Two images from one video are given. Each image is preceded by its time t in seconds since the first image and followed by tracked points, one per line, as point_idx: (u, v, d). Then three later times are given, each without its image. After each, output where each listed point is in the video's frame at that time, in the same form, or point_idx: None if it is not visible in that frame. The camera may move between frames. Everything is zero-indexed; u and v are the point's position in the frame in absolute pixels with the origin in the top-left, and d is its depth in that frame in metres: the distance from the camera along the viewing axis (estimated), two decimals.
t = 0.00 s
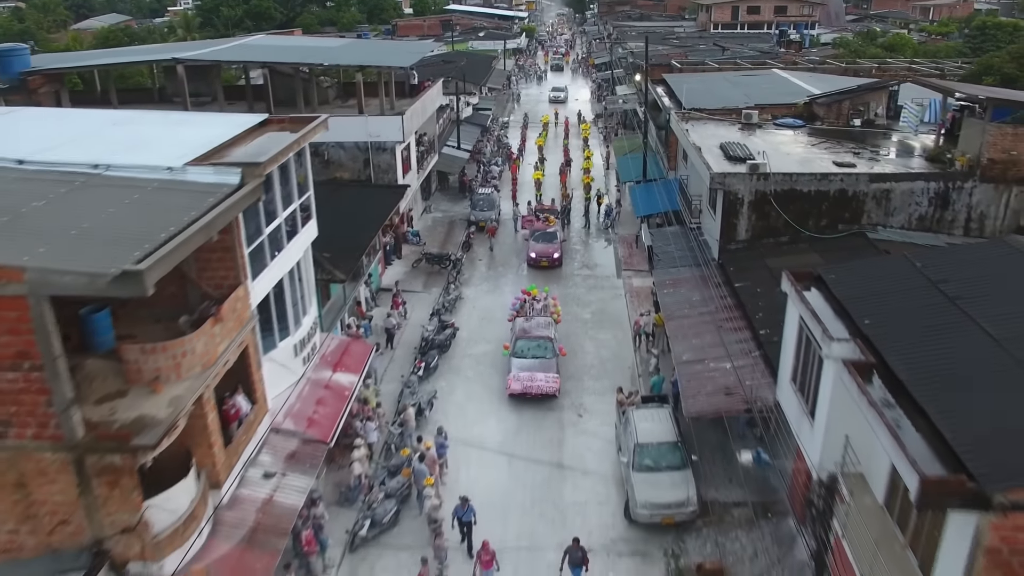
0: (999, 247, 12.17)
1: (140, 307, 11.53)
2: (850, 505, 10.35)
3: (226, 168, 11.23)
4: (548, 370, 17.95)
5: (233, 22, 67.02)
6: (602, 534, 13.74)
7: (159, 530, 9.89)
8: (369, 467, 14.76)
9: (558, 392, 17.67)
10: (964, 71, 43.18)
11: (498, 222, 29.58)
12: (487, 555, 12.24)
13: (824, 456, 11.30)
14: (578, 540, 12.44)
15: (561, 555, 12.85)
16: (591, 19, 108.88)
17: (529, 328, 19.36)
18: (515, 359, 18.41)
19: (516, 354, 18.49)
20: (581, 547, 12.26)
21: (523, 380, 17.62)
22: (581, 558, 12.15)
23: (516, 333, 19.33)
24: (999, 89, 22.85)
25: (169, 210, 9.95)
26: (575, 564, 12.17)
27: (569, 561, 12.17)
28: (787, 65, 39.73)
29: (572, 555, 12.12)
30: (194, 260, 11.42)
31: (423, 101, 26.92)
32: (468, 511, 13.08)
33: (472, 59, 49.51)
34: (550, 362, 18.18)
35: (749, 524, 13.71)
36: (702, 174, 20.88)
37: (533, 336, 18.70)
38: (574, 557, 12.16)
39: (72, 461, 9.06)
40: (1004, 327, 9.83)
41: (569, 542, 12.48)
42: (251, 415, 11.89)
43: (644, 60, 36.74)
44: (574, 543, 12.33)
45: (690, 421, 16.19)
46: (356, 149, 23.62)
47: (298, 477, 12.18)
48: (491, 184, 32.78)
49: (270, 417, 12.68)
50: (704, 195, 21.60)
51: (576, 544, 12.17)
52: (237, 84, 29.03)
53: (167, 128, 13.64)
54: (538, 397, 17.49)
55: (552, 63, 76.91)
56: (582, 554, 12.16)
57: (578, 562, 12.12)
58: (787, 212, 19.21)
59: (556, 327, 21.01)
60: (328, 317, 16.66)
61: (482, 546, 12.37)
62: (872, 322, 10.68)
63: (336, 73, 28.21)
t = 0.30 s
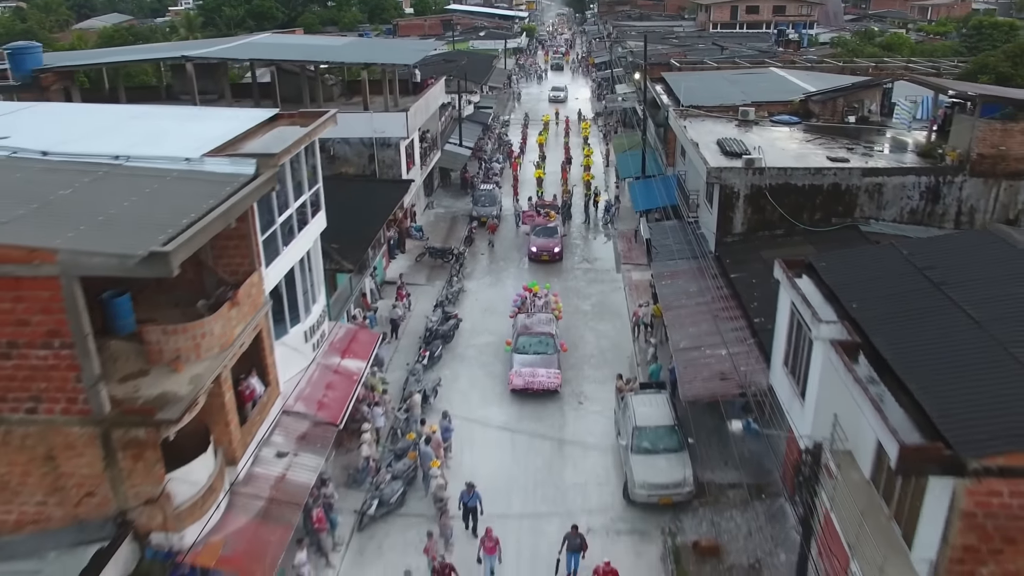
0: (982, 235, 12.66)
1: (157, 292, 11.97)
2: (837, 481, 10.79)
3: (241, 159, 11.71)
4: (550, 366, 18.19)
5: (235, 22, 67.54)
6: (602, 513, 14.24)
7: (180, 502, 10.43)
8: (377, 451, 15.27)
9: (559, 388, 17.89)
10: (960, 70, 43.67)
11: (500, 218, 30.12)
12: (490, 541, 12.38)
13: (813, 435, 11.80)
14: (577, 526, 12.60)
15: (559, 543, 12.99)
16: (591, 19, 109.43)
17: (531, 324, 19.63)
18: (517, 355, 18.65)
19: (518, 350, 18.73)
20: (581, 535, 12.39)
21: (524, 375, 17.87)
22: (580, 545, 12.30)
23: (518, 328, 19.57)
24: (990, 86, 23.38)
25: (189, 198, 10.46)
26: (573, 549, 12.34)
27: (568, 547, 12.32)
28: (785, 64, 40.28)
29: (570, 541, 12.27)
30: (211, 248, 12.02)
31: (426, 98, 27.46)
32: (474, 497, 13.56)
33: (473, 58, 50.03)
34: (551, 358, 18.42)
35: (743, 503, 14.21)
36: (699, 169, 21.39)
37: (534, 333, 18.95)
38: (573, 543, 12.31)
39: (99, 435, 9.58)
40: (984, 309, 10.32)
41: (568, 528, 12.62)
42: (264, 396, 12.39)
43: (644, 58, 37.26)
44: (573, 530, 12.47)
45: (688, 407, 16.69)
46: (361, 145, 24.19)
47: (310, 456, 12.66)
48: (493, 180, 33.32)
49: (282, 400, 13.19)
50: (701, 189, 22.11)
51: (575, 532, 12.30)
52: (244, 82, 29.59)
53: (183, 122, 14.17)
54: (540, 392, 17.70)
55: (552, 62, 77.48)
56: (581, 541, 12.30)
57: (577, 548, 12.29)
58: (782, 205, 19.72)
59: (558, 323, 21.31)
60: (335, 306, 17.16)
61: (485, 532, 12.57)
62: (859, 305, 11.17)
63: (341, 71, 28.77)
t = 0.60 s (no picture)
0: (967, 225, 13.17)
1: (174, 280, 12.49)
2: (826, 458, 11.29)
3: (256, 151, 12.21)
4: (551, 361, 18.34)
5: (236, 20, 67.99)
6: (601, 494, 14.74)
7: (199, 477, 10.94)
8: (383, 435, 15.76)
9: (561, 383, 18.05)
10: (955, 69, 44.18)
11: (501, 214, 30.63)
12: (491, 528, 12.57)
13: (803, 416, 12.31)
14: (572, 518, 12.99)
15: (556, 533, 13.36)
16: (590, 19, 109.97)
17: (533, 320, 19.76)
18: (519, 350, 18.78)
19: (521, 345, 18.88)
20: (576, 525, 12.80)
21: (526, 370, 18.04)
22: (575, 535, 12.67)
23: (520, 324, 19.69)
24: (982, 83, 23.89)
25: (207, 187, 10.96)
26: (569, 540, 12.70)
27: (563, 538, 12.70)
28: (783, 63, 40.82)
29: (566, 532, 12.65)
30: (226, 236, 12.47)
31: (429, 95, 28.00)
32: (475, 485, 13.76)
33: (475, 57, 50.52)
34: (553, 353, 18.57)
35: (738, 485, 14.70)
36: (697, 164, 21.91)
37: (536, 328, 19.08)
38: (568, 534, 12.70)
39: (123, 411, 10.09)
40: (965, 292, 10.82)
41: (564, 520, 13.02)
42: (276, 378, 12.87)
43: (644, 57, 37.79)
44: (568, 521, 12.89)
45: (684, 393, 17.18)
46: (366, 141, 24.75)
47: (321, 437, 13.13)
48: (494, 177, 33.85)
49: (292, 383, 13.70)
50: (698, 184, 22.62)
51: (571, 523, 12.71)
52: (249, 79, 30.16)
53: (197, 116, 14.68)
54: (541, 387, 17.89)
55: (552, 62, 78.04)
56: (576, 532, 12.69)
57: (572, 539, 12.65)
58: (777, 199, 20.23)
59: (560, 319, 21.49)
60: (342, 296, 17.66)
61: (486, 518, 12.73)
62: (846, 290, 11.69)
63: (345, 69, 29.33)
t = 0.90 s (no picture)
0: (952, 215, 13.70)
1: (189, 267, 12.97)
2: (815, 438, 11.76)
3: (269, 143, 12.72)
4: (552, 356, 18.61)
5: (238, 20, 68.51)
6: (601, 476, 15.25)
7: (216, 453, 11.45)
8: (389, 420, 16.26)
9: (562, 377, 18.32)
10: (951, 67, 44.67)
11: (503, 210, 31.17)
12: (494, 514, 13.01)
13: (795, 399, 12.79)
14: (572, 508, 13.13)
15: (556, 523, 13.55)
16: (590, 18, 110.56)
17: (534, 316, 20.06)
18: (520, 345, 19.08)
19: (522, 341, 19.17)
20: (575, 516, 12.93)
21: (527, 365, 18.29)
22: (574, 525, 12.82)
23: (521, 320, 19.99)
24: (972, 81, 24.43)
25: (223, 177, 11.46)
26: (568, 530, 12.85)
27: (562, 528, 12.85)
28: (780, 62, 41.39)
29: (565, 522, 12.78)
30: (240, 224, 12.95)
31: (432, 92, 28.57)
32: (475, 471, 14.20)
33: (475, 56, 51.02)
34: (554, 349, 18.86)
35: (733, 467, 15.20)
36: (694, 159, 22.44)
37: (538, 324, 19.36)
38: (567, 524, 12.83)
39: (144, 389, 10.58)
40: (948, 277, 11.34)
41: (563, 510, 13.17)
42: (288, 362, 13.35)
43: (643, 56, 38.35)
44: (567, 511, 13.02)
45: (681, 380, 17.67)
46: (370, 137, 25.30)
47: (330, 418, 13.66)
48: (495, 173, 34.40)
49: (303, 368, 14.21)
50: (696, 179, 23.13)
51: (570, 514, 12.82)
52: (255, 77, 30.70)
53: (210, 110, 15.18)
54: (543, 382, 18.07)
55: (552, 61, 78.71)
56: (575, 522, 12.83)
57: (570, 528, 12.80)
58: (772, 193, 20.77)
59: (561, 316, 21.71)
60: (349, 286, 18.17)
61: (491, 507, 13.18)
62: (835, 276, 12.19)
63: (349, 67, 29.90)
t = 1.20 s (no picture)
0: (938, 205, 14.24)
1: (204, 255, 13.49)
2: (806, 417, 12.24)
3: (281, 135, 13.24)
4: (553, 350, 18.82)
5: (240, 20, 69.07)
6: (600, 459, 15.78)
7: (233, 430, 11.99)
8: (395, 405, 16.78)
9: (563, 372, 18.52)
10: (947, 66, 45.22)
11: (504, 205, 31.72)
12: (497, 501, 13.40)
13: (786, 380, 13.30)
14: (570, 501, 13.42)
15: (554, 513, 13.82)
16: (590, 18, 111.16)
17: (535, 311, 20.28)
18: (521, 340, 19.28)
19: (523, 335, 19.37)
20: (573, 507, 13.22)
21: (529, 359, 18.52)
22: (571, 516, 13.12)
23: (522, 315, 20.23)
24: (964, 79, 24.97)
25: (239, 167, 11.99)
26: (565, 520, 13.16)
27: (559, 518, 13.16)
28: (777, 60, 41.97)
29: (563, 513, 13.08)
30: (253, 213, 13.48)
31: (435, 90, 29.12)
32: (478, 459, 14.43)
33: (476, 55, 51.58)
34: (555, 343, 19.05)
35: (728, 450, 15.72)
36: (691, 154, 22.99)
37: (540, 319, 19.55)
38: (565, 515, 13.13)
39: (165, 367, 11.11)
40: (931, 262, 11.88)
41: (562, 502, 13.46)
42: (299, 346, 13.88)
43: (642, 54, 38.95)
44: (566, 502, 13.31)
45: (678, 367, 18.16)
46: (375, 132, 25.87)
47: (339, 401, 14.19)
48: (497, 170, 34.95)
49: (312, 352, 14.74)
50: (693, 173, 23.67)
51: (568, 505, 13.11)
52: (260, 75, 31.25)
53: (223, 104, 15.71)
54: (544, 376, 18.37)
55: (552, 60, 79.32)
56: (573, 513, 13.12)
57: (568, 519, 13.10)
58: (767, 186, 21.29)
59: (561, 311, 21.97)
60: (355, 276, 18.70)
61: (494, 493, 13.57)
62: (824, 262, 12.72)
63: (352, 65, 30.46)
